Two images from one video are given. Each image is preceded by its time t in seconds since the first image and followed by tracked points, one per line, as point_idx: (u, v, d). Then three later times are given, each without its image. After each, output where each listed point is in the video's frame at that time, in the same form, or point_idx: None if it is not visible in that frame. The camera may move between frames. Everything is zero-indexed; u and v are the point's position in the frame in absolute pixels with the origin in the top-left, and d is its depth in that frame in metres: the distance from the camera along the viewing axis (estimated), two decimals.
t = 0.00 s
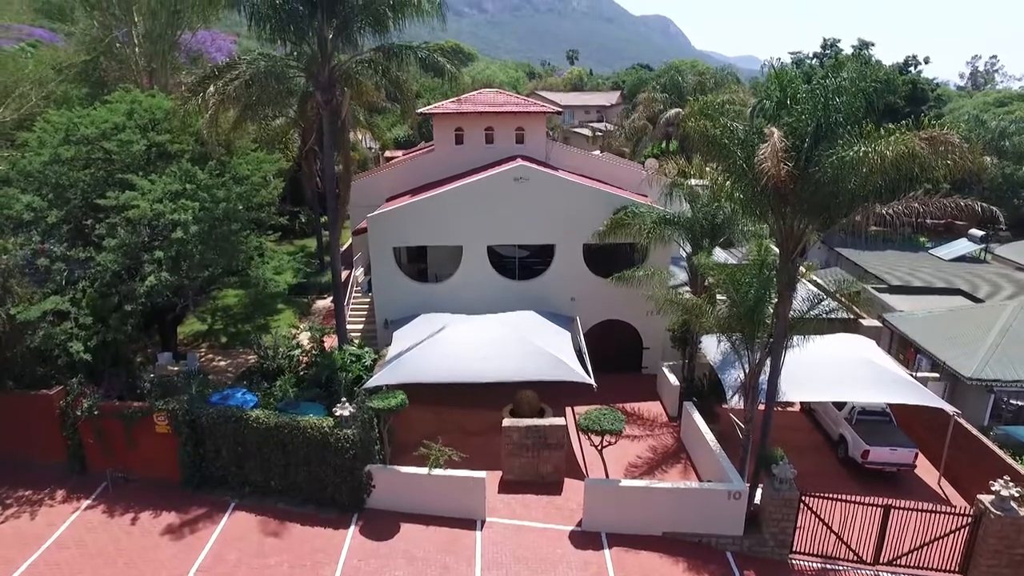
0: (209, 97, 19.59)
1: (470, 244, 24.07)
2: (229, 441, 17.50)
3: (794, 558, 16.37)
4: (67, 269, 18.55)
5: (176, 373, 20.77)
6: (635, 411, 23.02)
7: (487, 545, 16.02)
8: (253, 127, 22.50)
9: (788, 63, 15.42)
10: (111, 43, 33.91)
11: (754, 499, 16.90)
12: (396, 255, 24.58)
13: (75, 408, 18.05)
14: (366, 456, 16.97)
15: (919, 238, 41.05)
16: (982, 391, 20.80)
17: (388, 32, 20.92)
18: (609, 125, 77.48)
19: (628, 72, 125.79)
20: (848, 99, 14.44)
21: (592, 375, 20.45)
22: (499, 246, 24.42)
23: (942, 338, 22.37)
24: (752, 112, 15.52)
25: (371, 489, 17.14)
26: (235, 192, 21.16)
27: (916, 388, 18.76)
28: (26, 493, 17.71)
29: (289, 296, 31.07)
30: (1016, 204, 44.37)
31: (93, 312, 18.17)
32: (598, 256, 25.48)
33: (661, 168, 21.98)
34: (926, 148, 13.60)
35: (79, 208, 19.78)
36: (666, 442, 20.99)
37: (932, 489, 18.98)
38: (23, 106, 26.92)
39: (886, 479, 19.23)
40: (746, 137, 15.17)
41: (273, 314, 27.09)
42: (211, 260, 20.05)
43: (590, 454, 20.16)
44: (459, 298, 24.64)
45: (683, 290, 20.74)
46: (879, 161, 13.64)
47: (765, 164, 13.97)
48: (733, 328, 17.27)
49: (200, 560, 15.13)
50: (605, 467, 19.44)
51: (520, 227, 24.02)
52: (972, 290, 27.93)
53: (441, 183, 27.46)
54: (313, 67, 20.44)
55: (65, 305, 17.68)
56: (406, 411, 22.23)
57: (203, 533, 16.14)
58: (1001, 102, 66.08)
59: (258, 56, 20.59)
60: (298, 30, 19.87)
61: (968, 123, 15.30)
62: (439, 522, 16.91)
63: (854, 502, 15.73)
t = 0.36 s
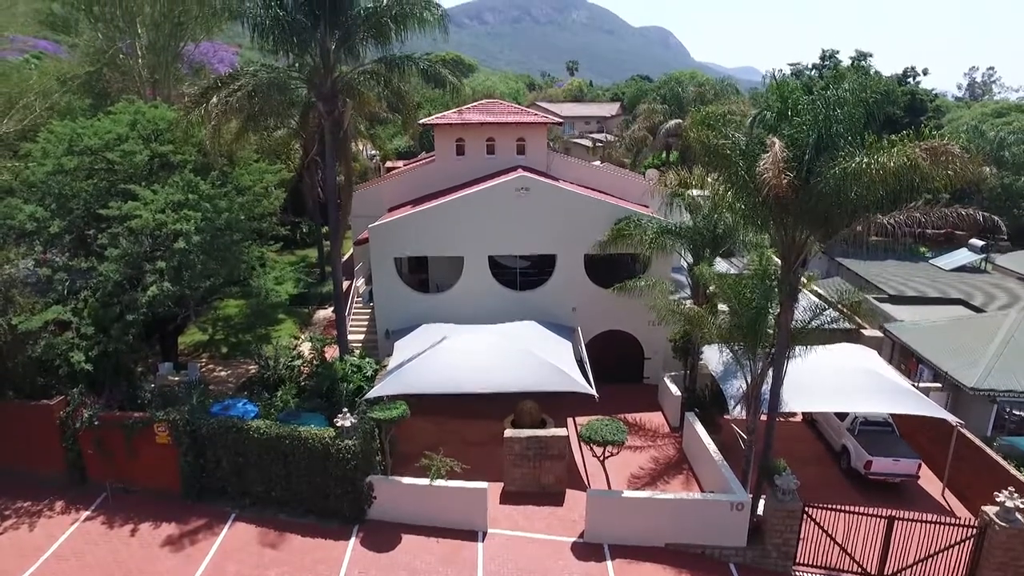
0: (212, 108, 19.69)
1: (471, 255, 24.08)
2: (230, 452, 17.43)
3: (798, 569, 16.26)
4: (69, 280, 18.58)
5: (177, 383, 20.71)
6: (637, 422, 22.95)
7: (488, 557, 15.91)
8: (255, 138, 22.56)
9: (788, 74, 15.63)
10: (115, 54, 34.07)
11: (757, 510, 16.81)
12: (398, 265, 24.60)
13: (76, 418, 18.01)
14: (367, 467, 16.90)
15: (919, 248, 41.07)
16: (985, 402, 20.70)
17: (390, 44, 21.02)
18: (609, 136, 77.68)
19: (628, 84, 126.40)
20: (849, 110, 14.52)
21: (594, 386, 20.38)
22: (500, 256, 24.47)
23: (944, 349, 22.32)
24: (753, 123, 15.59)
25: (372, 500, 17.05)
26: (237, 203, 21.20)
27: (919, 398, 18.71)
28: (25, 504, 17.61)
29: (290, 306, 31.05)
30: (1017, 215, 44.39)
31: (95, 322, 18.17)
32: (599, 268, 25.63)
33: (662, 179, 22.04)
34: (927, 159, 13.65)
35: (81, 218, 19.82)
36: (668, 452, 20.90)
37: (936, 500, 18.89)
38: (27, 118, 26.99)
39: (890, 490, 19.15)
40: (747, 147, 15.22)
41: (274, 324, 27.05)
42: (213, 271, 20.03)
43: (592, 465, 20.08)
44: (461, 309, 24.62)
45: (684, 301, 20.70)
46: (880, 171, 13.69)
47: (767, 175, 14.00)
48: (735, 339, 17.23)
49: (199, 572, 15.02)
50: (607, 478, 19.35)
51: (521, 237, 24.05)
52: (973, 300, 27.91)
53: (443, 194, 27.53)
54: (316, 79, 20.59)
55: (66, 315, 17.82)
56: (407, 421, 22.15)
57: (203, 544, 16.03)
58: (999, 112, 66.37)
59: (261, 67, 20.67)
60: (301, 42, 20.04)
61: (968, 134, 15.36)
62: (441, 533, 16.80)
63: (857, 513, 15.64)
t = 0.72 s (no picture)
0: (215, 117, 19.80)
1: (471, 264, 24.08)
2: (230, 462, 17.36)
3: None
4: (70, 289, 18.61)
5: (177, 393, 20.64)
6: (638, 431, 22.88)
7: (489, 568, 15.81)
8: (257, 148, 22.63)
9: (789, 84, 15.70)
10: (118, 64, 34.18)
11: (760, 520, 16.71)
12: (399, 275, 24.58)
13: (76, 428, 17.94)
14: (368, 477, 16.81)
15: (919, 257, 41.13)
16: (987, 412, 20.74)
17: (392, 54, 21.11)
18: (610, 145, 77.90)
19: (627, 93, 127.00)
20: (850, 120, 14.57)
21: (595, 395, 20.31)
22: (502, 265, 24.46)
23: (946, 358, 22.28)
24: (755, 133, 15.64)
25: (374, 511, 16.96)
26: (238, 212, 21.21)
27: (922, 408, 18.65)
28: (24, 514, 17.51)
29: (290, 316, 31.00)
30: (1016, 223, 44.45)
31: (95, 331, 18.14)
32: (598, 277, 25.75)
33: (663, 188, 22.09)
34: (930, 168, 13.66)
35: (83, 226, 19.82)
36: (670, 462, 20.82)
37: (939, 510, 18.80)
38: (30, 127, 27.05)
39: (893, 501, 19.07)
40: (749, 157, 15.24)
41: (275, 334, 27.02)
42: (214, 280, 19.99)
43: (593, 475, 19.99)
44: (461, 318, 24.59)
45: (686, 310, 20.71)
46: (881, 181, 13.73)
47: (769, 184, 14.00)
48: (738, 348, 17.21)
49: None
50: (609, 488, 19.26)
51: (523, 246, 24.07)
52: (975, 309, 27.90)
53: (444, 203, 27.57)
54: (318, 88, 20.65)
55: (67, 323, 17.78)
56: (408, 431, 22.07)
57: (202, 555, 15.92)
58: (998, 122, 66.71)
59: (264, 77, 20.75)
60: (303, 52, 20.05)
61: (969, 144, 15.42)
62: (442, 544, 16.71)
63: (862, 523, 15.56)
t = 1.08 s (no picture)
0: (216, 127, 19.91)
1: (472, 274, 24.09)
2: (230, 473, 17.28)
3: None
4: (71, 299, 18.63)
5: (177, 403, 20.56)
6: (640, 442, 22.79)
7: None
8: (259, 158, 22.70)
9: (790, 95, 15.77)
10: (121, 75, 34.35)
11: (762, 532, 16.62)
12: (400, 285, 24.57)
13: (76, 439, 17.86)
14: (369, 489, 16.70)
15: (920, 267, 41.13)
16: (990, 422, 20.68)
17: (394, 65, 21.17)
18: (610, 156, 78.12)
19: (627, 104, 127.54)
20: (851, 130, 14.64)
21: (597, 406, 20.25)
22: (503, 275, 24.47)
23: (948, 368, 22.24)
24: (756, 143, 15.69)
25: (374, 522, 16.86)
26: (240, 222, 21.20)
27: (925, 418, 18.61)
28: (22, 526, 17.40)
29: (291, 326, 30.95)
30: (1017, 233, 44.46)
31: (96, 341, 18.05)
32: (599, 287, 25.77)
33: (664, 199, 22.14)
34: (931, 179, 13.75)
35: (85, 236, 19.86)
36: (671, 473, 20.73)
37: (943, 521, 18.69)
38: (33, 138, 27.04)
39: (896, 512, 18.96)
40: (751, 167, 15.28)
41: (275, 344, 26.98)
42: (215, 290, 19.95)
43: (595, 485, 19.88)
44: (462, 328, 24.56)
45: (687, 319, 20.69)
46: (883, 191, 13.78)
47: (771, 194, 14.00)
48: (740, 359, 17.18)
49: None
50: (610, 499, 19.16)
51: (524, 257, 24.07)
52: (976, 319, 27.88)
53: (445, 213, 27.60)
54: (320, 99, 20.76)
55: (68, 333, 17.73)
56: (409, 441, 21.98)
57: (201, 567, 15.81)
58: (997, 132, 66.90)
59: (266, 87, 20.80)
60: (304, 63, 20.28)
61: (969, 154, 15.48)
62: (443, 556, 16.59)
63: (865, 534, 15.46)
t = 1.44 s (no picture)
0: (218, 142, 20.05)
1: (473, 287, 24.08)
2: (229, 487, 17.17)
3: None
4: (71, 311, 18.65)
5: (176, 417, 20.45)
6: (641, 456, 22.66)
7: None
8: (261, 172, 22.78)
9: (789, 108, 15.86)
10: (124, 90, 34.55)
11: (765, 547, 16.47)
12: (400, 298, 24.56)
13: (74, 452, 17.77)
14: (369, 503, 16.63)
15: (920, 280, 41.14)
16: (994, 436, 20.60)
17: (395, 80, 21.26)
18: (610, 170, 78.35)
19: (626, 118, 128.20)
20: (850, 144, 14.66)
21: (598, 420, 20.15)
22: (503, 289, 24.48)
23: (950, 382, 22.17)
24: (757, 157, 15.74)
25: (374, 537, 16.72)
26: (240, 235, 21.19)
27: (928, 432, 18.53)
28: (18, 541, 17.23)
29: (291, 339, 30.85)
30: (1017, 246, 44.49)
31: (96, 355, 18.06)
32: (600, 300, 25.77)
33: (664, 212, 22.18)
34: (931, 192, 13.79)
35: (86, 249, 19.86)
36: (673, 488, 20.59)
37: (948, 537, 18.53)
38: (35, 151, 27.08)
39: (900, 527, 18.81)
40: (751, 181, 15.32)
41: (275, 357, 26.88)
42: (216, 303, 19.87)
43: (596, 500, 19.74)
44: (462, 342, 24.51)
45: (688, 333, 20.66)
46: (883, 205, 13.83)
47: (772, 208, 14.02)
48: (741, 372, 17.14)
49: None
50: (612, 514, 19.02)
51: (524, 270, 24.09)
52: (977, 332, 27.84)
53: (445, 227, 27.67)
54: (321, 113, 20.85)
55: (68, 346, 17.81)
56: (408, 456, 21.86)
57: None
58: (995, 146, 67.19)
59: (267, 101, 20.79)
60: (306, 78, 20.49)
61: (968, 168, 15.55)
62: (443, 571, 16.44)
63: (870, 550, 15.31)
